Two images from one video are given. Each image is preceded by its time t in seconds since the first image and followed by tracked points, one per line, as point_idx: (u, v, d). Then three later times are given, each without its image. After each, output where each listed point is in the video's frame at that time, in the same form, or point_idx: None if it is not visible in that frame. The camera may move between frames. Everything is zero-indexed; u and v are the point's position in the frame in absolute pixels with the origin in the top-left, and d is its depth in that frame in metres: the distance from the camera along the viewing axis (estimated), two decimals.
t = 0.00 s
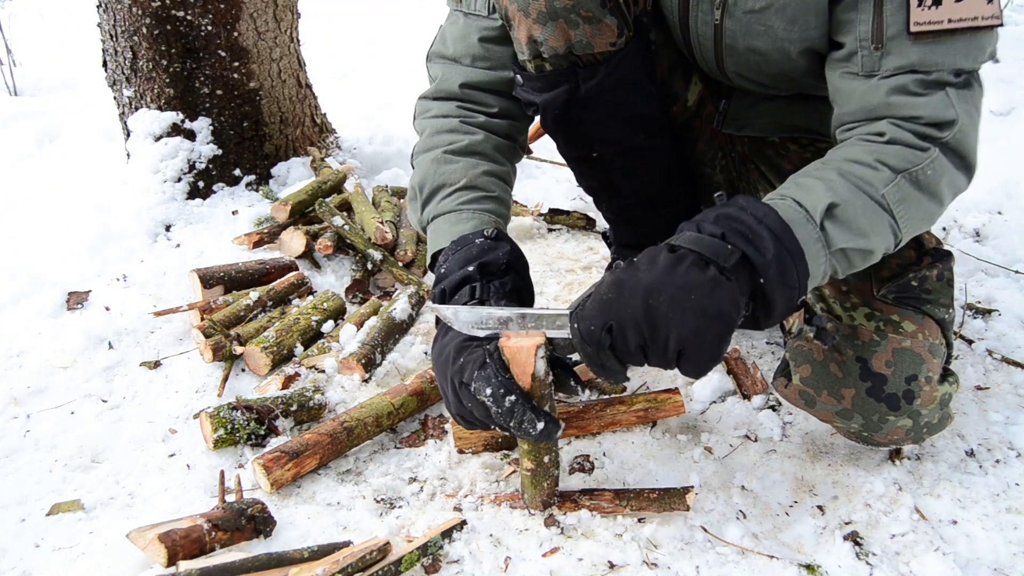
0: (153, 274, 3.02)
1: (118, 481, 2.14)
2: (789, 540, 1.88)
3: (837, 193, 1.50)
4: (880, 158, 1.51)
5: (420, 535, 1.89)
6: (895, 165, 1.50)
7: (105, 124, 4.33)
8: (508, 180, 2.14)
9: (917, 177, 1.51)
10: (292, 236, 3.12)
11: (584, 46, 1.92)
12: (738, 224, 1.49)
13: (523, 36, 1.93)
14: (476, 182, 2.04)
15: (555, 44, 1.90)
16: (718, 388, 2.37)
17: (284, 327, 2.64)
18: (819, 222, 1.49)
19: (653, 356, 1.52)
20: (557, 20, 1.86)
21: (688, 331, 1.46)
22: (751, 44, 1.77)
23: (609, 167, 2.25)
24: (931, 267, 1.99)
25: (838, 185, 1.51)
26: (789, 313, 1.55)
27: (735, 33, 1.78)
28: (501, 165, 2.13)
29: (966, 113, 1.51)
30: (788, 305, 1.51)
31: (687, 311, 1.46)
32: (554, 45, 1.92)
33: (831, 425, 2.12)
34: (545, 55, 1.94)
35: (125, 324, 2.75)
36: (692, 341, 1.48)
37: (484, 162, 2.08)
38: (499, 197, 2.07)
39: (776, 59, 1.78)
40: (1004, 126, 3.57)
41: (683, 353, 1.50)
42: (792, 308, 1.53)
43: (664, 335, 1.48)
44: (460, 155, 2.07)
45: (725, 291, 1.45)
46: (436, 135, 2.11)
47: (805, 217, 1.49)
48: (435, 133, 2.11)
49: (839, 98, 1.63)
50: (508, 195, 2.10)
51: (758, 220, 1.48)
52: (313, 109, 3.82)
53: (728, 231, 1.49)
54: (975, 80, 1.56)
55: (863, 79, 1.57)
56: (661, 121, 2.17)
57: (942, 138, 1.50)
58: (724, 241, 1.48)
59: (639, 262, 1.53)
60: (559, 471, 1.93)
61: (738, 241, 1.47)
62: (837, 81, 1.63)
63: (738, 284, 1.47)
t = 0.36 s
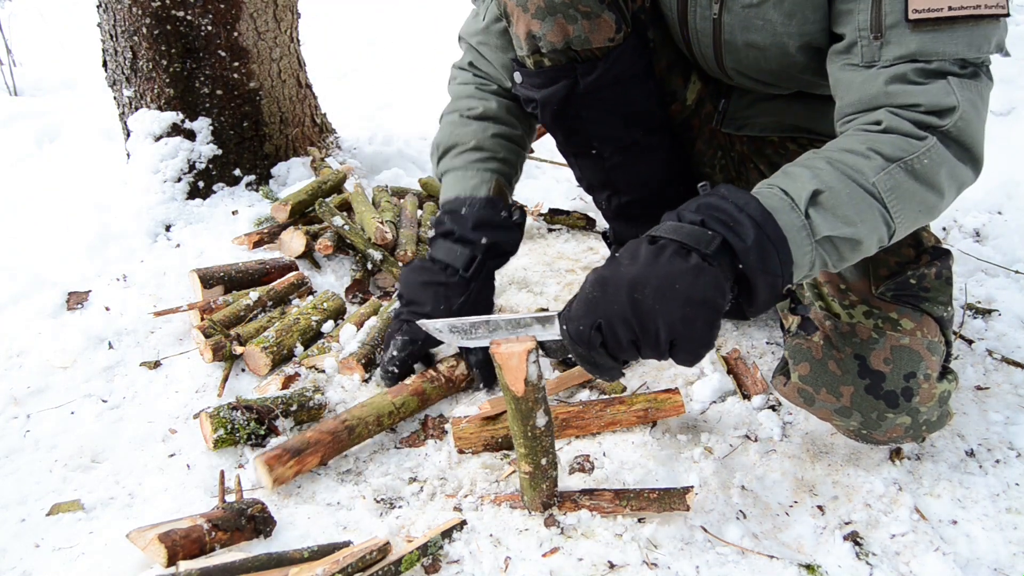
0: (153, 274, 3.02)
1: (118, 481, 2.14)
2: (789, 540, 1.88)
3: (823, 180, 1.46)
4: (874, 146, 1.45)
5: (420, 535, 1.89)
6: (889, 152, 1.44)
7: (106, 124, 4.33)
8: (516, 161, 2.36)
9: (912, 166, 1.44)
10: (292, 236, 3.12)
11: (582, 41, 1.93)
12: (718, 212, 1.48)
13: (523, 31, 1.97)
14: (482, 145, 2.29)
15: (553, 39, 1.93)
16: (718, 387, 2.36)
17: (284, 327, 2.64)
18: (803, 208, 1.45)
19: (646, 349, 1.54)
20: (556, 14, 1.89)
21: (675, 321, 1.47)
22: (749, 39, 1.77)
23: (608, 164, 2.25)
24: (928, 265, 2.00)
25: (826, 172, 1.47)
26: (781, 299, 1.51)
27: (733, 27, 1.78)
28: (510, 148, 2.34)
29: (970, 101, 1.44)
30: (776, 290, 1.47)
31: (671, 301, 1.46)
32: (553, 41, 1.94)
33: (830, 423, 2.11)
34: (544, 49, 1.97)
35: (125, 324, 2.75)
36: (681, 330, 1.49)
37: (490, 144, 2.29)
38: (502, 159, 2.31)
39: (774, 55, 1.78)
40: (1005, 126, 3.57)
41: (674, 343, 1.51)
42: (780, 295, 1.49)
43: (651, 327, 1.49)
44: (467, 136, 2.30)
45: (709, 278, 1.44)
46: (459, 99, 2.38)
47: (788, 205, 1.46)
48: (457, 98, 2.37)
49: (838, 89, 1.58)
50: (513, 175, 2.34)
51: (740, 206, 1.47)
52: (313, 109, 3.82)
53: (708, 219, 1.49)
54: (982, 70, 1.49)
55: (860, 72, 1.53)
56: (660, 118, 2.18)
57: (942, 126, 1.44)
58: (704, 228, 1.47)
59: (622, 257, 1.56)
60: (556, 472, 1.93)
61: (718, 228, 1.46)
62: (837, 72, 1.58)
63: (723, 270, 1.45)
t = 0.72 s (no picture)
0: (153, 274, 3.02)
1: (119, 481, 2.14)
2: (789, 540, 1.88)
3: (829, 173, 1.45)
4: (879, 137, 1.45)
5: (420, 535, 1.89)
6: (895, 143, 1.44)
7: (105, 124, 4.33)
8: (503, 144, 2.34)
9: (918, 156, 1.44)
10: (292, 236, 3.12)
11: (580, 35, 1.97)
12: (723, 209, 1.47)
13: (521, 25, 2.01)
14: (467, 119, 2.28)
15: (552, 32, 1.97)
16: (718, 387, 2.37)
17: (284, 327, 2.64)
18: (810, 203, 1.44)
19: (655, 349, 1.54)
20: (552, 8, 1.93)
21: (684, 322, 1.46)
22: (747, 32, 1.78)
23: (607, 161, 2.25)
24: (927, 262, 2.01)
25: (831, 165, 1.47)
26: (788, 295, 1.50)
27: (732, 20, 1.78)
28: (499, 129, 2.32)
29: (976, 87, 1.43)
30: (783, 286, 1.46)
31: (679, 302, 1.45)
32: (550, 34, 1.98)
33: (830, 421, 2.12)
34: (541, 43, 2.01)
35: (124, 324, 2.75)
36: (690, 330, 1.48)
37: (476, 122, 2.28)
38: (488, 135, 2.29)
39: (773, 48, 1.78)
40: (1005, 126, 3.57)
41: (683, 343, 1.50)
42: (788, 291, 1.48)
43: (661, 328, 1.49)
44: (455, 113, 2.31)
45: (716, 277, 1.43)
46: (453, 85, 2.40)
47: (794, 199, 1.45)
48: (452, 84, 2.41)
49: (844, 79, 1.58)
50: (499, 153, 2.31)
51: (745, 203, 1.45)
52: (313, 109, 3.82)
53: (713, 216, 1.47)
54: (988, 58, 1.49)
55: (867, 60, 1.52)
56: (657, 115, 2.18)
57: (949, 113, 1.44)
58: (710, 226, 1.46)
59: (628, 257, 1.54)
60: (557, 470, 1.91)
61: (724, 225, 1.45)
62: (842, 64, 1.58)
63: (729, 269, 1.45)
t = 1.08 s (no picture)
0: (153, 274, 3.02)
1: (118, 481, 2.14)
2: (789, 540, 1.88)
3: (815, 170, 1.45)
4: (866, 135, 1.45)
5: (420, 535, 1.89)
6: (881, 141, 1.44)
7: (106, 125, 4.33)
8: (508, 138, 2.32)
9: (905, 154, 1.44)
10: (292, 236, 3.12)
11: (579, 31, 1.96)
12: (709, 204, 1.47)
13: (521, 21, 2.00)
14: (472, 113, 2.27)
15: (552, 29, 1.96)
16: (718, 386, 2.36)
17: (284, 327, 2.64)
18: (796, 199, 1.44)
19: (642, 344, 1.54)
20: (552, 5, 1.92)
21: (670, 317, 1.46)
22: (746, 28, 1.77)
23: (607, 158, 2.26)
24: (927, 259, 2.03)
25: (818, 162, 1.47)
26: (775, 291, 1.50)
27: (731, 16, 1.78)
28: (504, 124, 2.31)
29: (965, 87, 1.43)
30: (769, 282, 1.45)
31: (666, 297, 1.45)
32: (550, 30, 1.97)
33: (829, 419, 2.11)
34: (541, 39, 2.00)
35: (124, 324, 2.75)
36: (677, 325, 1.48)
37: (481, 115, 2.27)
38: (492, 129, 2.28)
39: (772, 45, 1.78)
40: (1006, 126, 3.57)
41: (670, 338, 1.50)
42: (774, 287, 1.47)
43: (648, 323, 1.49)
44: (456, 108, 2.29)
45: (702, 273, 1.43)
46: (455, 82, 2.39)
47: (782, 196, 1.45)
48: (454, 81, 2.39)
49: (835, 78, 1.59)
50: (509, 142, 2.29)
51: (732, 199, 1.45)
52: (313, 109, 3.82)
53: (700, 212, 1.47)
54: (977, 59, 1.50)
55: (859, 57, 1.52)
56: (657, 113, 2.19)
57: (937, 112, 1.43)
58: (696, 222, 1.46)
59: (615, 253, 1.54)
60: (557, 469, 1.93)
61: (711, 221, 1.45)
62: (834, 61, 1.59)
63: (716, 264, 1.44)
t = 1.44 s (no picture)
0: (153, 274, 3.01)
1: (118, 481, 2.14)
2: (789, 540, 1.88)
3: (814, 170, 1.45)
4: (864, 135, 1.45)
5: (420, 535, 1.89)
6: (879, 140, 1.44)
7: (106, 125, 4.33)
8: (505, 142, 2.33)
9: (903, 154, 1.44)
10: (292, 236, 3.12)
11: (579, 29, 1.96)
12: (708, 204, 1.46)
13: (521, 19, 2.00)
14: (471, 116, 2.26)
15: (552, 27, 1.96)
16: (718, 386, 2.36)
17: (284, 327, 2.64)
18: (794, 199, 1.44)
19: (641, 342, 1.54)
20: (552, 2, 1.92)
21: (670, 316, 1.46)
22: (745, 28, 1.77)
23: (607, 157, 2.26)
24: (925, 259, 2.01)
25: (816, 162, 1.47)
26: (772, 289, 1.50)
27: (730, 16, 1.78)
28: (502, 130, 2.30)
29: (963, 87, 1.44)
30: (767, 281, 1.46)
31: (665, 297, 1.45)
32: (550, 28, 1.97)
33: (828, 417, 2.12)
34: (541, 37, 2.00)
35: (125, 324, 2.75)
36: (676, 325, 1.48)
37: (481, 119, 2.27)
38: (491, 131, 2.27)
39: (771, 46, 1.78)
40: (1006, 126, 3.57)
41: (669, 337, 1.50)
42: (772, 286, 1.48)
43: (647, 322, 1.48)
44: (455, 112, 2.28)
45: (702, 272, 1.42)
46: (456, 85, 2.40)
47: (780, 195, 1.45)
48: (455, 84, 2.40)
49: (833, 78, 1.59)
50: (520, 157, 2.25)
51: (731, 199, 1.45)
52: (313, 109, 3.82)
53: (699, 212, 1.46)
54: (975, 59, 1.50)
55: (856, 58, 1.52)
56: (656, 111, 2.20)
57: (935, 112, 1.43)
58: (695, 221, 1.45)
59: (615, 252, 1.53)
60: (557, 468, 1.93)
61: (709, 220, 1.44)
62: (832, 61, 1.59)
63: (715, 264, 1.44)
